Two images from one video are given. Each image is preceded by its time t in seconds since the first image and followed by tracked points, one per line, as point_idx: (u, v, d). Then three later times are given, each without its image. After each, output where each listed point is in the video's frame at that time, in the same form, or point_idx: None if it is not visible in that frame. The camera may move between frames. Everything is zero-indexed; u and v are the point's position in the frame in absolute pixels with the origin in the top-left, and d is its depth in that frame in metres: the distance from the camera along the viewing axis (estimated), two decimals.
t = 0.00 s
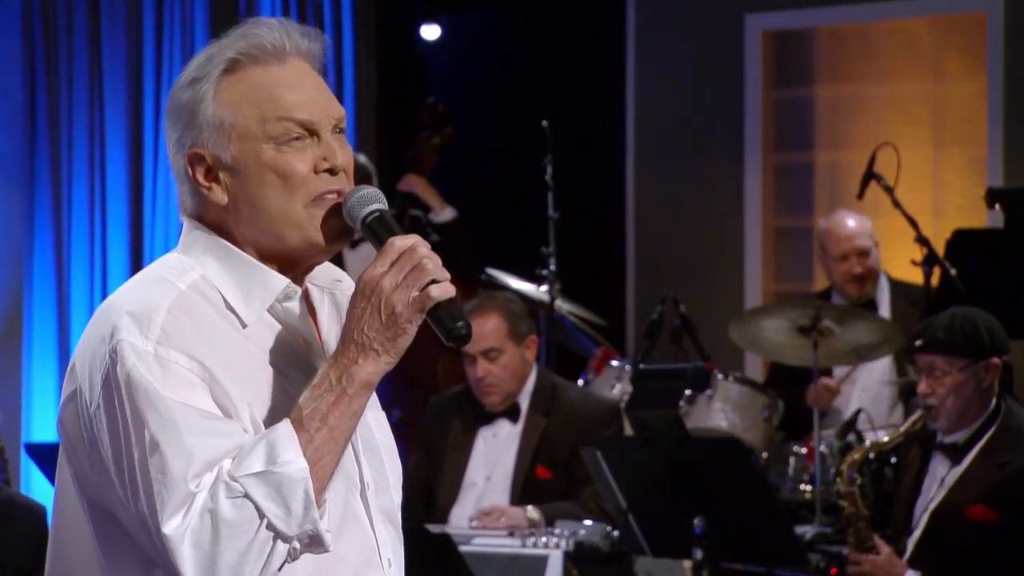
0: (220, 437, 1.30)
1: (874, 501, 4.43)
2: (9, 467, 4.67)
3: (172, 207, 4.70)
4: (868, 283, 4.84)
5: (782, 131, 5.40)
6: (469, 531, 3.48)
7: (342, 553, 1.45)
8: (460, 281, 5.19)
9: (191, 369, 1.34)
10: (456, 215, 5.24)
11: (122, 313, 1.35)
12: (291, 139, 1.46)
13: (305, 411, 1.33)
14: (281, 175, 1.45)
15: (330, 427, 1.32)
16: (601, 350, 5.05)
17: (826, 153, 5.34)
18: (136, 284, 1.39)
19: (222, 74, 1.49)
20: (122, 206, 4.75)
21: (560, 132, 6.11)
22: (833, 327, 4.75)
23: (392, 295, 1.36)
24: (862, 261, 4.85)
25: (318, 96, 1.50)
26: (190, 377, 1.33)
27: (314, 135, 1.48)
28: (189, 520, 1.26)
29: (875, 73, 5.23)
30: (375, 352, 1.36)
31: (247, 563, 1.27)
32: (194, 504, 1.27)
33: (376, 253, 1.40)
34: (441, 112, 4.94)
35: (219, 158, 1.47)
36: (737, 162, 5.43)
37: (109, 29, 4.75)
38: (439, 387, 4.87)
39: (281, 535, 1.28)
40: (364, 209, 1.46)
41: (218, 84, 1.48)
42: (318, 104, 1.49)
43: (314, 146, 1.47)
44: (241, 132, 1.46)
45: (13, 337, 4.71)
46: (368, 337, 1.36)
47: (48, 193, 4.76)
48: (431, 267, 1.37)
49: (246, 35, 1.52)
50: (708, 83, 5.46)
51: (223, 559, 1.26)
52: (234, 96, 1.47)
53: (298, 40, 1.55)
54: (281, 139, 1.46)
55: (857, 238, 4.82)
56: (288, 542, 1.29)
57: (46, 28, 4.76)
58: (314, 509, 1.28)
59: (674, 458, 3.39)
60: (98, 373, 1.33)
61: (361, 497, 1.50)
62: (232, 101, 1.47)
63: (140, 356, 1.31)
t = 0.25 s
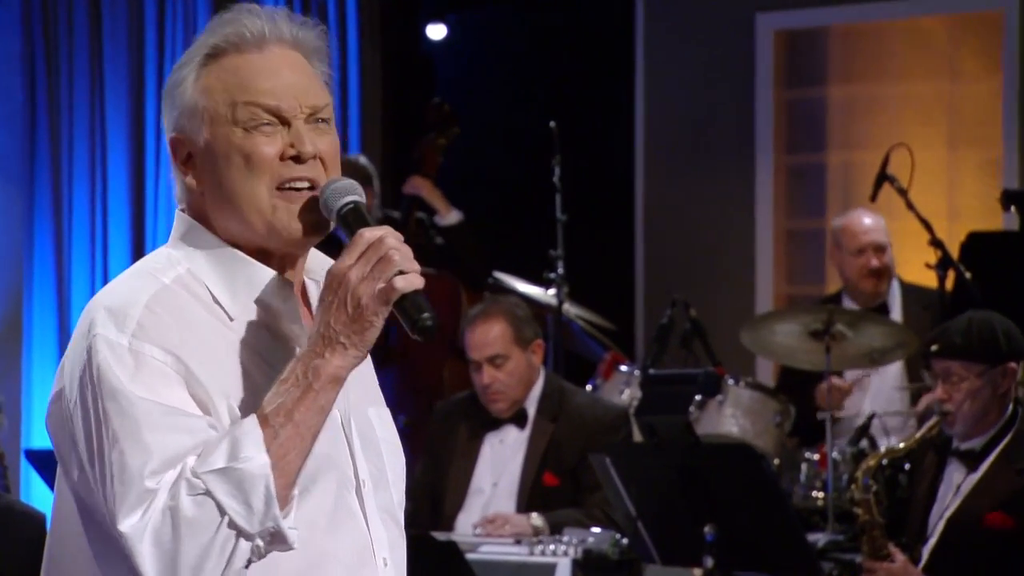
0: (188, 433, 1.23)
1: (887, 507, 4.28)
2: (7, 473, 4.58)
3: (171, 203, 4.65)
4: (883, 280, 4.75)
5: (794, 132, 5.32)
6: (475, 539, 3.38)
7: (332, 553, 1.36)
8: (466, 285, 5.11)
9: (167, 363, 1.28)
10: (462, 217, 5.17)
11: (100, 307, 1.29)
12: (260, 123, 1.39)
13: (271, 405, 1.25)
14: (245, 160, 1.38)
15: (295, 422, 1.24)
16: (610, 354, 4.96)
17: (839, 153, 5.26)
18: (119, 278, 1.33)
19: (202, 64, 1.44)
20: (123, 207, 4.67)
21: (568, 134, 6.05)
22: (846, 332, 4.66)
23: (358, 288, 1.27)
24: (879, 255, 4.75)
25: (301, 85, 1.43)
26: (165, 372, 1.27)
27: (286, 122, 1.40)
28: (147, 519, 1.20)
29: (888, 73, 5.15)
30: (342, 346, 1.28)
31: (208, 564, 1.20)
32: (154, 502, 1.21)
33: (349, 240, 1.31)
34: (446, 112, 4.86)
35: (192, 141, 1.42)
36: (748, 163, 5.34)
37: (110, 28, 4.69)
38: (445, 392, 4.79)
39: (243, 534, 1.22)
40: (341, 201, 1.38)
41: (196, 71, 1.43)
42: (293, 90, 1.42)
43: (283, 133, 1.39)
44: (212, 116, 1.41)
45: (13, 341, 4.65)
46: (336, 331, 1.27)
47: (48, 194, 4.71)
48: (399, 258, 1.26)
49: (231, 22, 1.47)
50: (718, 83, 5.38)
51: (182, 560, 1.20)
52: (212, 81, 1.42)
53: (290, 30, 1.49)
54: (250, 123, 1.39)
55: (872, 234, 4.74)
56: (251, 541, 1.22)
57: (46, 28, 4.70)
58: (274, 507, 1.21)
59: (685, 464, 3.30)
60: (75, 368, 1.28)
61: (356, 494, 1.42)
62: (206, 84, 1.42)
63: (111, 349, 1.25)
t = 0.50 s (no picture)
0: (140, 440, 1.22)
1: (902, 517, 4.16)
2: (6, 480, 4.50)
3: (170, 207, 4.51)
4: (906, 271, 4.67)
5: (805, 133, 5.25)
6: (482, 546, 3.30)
7: (316, 565, 1.29)
8: (473, 288, 5.04)
9: (136, 367, 1.26)
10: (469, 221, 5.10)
11: (80, 307, 1.29)
12: (245, 124, 1.37)
13: (225, 413, 1.21)
14: (226, 160, 1.36)
15: (246, 431, 1.20)
16: (619, 359, 4.88)
17: (853, 156, 5.21)
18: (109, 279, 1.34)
19: (194, 62, 1.41)
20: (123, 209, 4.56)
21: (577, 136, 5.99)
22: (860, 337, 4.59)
23: (313, 295, 1.22)
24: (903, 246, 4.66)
25: (290, 85, 1.40)
26: (133, 376, 1.26)
27: (271, 123, 1.38)
28: (88, 525, 1.20)
29: (902, 73, 5.11)
30: (297, 355, 1.23)
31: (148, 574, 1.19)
32: (96, 509, 1.20)
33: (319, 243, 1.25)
34: (453, 113, 4.80)
35: (182, 142, 1.41)
36: (760, 165, 5.27)
37: (110, 24, 4.59)
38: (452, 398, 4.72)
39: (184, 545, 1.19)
40: (317, 205, 1.34)
41: (188, 71, 1.41)
42: (279, 89, 1.39)
43: (267, 133, 1.37)
44: (199, 115, 1.39)
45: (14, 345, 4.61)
46: (293, 340, 1.22)
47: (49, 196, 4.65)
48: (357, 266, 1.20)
49: (223, 19, 1.44)
50: (729, 84, 5.31)
51: (121, 568, 1.19)
52: (202, 80, 1.39)
53: (279, 26, 1.44)
54: (234, 123, 1.37)
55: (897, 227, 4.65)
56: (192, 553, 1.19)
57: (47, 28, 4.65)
58: (213, 520, 1.17)
59: (695, 471, 3.19)
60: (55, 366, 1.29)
61: (347, 501, 1.35)
62: (196, 85, 1.40)
63: (78, 351, 1.25)
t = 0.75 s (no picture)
0: (91, 460, 1.25)
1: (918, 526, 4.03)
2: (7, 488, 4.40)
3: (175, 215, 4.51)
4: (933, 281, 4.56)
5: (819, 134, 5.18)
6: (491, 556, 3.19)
7: None
8: (482, 292, 4.97)
9: (104, 386, 1.28)
10: (476, 222, 5.01)
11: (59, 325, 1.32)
12: (234, 140, 1.37)
13: (173, 434, 1.21)
14: (216, 178, 1.36)
15: (189, 454, 1.20)
16: (630, 364, 4.80)
17: (867, 158, 5.14)
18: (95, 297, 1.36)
19: (186, 78, 1.41)
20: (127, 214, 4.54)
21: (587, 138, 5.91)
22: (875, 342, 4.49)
23: (257, 315, 1.18)
24: (931, 255, 4.55)
25: (281, 98, 1.40)
26: (100, 396, 1.28)
27: (262, 138, 1.38)
28: (37, 545, 1.24)
29: (918, 74, 5.05)
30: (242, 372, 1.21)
31: None
32: (44, 529, 1.24)
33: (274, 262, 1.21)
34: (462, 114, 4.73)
35: (177, 158, 1.42)
36: (772, 168, 5.20)
37: (114, 27, 4.54)
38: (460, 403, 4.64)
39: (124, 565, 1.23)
40: (287, 218, 1.30)
41: (180, 86, 1.41)
42: (269, 103, 1.39)
43: (257, 149, 1.37)
44: (191, 131, 1.39)
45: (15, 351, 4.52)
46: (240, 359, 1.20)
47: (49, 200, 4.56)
48: (296, 285, 1.16)
49: (212, 33, 1.44)
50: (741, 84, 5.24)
51: None
52: (192, 95, 1.39)
53: (270, 37, 1.45)
54: (224, 140, 1.37)
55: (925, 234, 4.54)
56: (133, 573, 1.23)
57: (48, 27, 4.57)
58: (149, 542, 1.20)
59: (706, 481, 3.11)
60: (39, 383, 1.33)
61: (339, 522, 1.35)
62: (188, 100, 1.40)
63: (51, 371, 1.28)
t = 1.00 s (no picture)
0: (71, 494, 1.22)
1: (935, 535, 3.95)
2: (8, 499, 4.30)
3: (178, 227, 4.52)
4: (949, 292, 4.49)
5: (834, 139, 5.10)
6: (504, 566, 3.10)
7: None
8: (491, 299, 4.90)
9: (95, 420, 1.24)
10: (485, 232, 4.95)
11: (56, 355, 1.28)
12: (230, 168, 1.32)
13: (153, 467, 1.17)
14: (208, 209, 1.32)
15: (167, 489, 1.16)
16: (642, 372, 4.72)
17: (883, 161, 5.04)
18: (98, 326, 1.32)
19: (185, 103, 1.37)
20: (131, 221, 4.52)
21: (598, 141, 5.83)
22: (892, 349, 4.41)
23: (231, 345, 1.12)
24: (948, 267, 4.48)
25: (281, 124, 1.35)
26: (91, 430, 1.24)
27: (257, 166, 1.32)
28: None
29: (936, 76, 4.96)
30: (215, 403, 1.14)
31: None
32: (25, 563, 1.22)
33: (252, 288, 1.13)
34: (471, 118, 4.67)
35: (177, 185, 1.37)
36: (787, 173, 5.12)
37: (119, 29, 4.56)
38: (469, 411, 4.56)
39: None
40: (270, 245, 1.26)
41: (179, 112, 1.37)
42: (266, 128, 1.34)
43: (253, 176, 1.32)
44: (187, 157, 1.34)
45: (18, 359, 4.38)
46: (217, 388, 1.14)
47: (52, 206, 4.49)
48: (267, 314, 1.08)
49: (210, 59, 1.40)
50: (754, 89, 5.17)
51: None
52: (189, 121, 1.35)
53: (270, 62, 1.41)
54: (220, 167, 1.32)
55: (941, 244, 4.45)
56: None
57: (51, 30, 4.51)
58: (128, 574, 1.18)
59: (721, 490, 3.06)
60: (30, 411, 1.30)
61: (338, 554, 1.31)
62: (186, 126, 1.35)
63: (43, 404, 1.24)
